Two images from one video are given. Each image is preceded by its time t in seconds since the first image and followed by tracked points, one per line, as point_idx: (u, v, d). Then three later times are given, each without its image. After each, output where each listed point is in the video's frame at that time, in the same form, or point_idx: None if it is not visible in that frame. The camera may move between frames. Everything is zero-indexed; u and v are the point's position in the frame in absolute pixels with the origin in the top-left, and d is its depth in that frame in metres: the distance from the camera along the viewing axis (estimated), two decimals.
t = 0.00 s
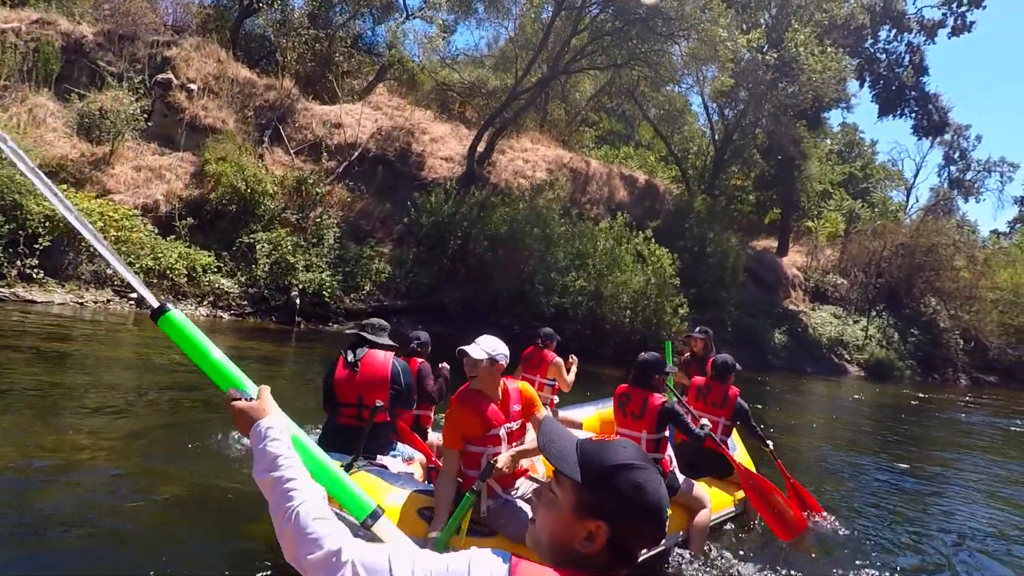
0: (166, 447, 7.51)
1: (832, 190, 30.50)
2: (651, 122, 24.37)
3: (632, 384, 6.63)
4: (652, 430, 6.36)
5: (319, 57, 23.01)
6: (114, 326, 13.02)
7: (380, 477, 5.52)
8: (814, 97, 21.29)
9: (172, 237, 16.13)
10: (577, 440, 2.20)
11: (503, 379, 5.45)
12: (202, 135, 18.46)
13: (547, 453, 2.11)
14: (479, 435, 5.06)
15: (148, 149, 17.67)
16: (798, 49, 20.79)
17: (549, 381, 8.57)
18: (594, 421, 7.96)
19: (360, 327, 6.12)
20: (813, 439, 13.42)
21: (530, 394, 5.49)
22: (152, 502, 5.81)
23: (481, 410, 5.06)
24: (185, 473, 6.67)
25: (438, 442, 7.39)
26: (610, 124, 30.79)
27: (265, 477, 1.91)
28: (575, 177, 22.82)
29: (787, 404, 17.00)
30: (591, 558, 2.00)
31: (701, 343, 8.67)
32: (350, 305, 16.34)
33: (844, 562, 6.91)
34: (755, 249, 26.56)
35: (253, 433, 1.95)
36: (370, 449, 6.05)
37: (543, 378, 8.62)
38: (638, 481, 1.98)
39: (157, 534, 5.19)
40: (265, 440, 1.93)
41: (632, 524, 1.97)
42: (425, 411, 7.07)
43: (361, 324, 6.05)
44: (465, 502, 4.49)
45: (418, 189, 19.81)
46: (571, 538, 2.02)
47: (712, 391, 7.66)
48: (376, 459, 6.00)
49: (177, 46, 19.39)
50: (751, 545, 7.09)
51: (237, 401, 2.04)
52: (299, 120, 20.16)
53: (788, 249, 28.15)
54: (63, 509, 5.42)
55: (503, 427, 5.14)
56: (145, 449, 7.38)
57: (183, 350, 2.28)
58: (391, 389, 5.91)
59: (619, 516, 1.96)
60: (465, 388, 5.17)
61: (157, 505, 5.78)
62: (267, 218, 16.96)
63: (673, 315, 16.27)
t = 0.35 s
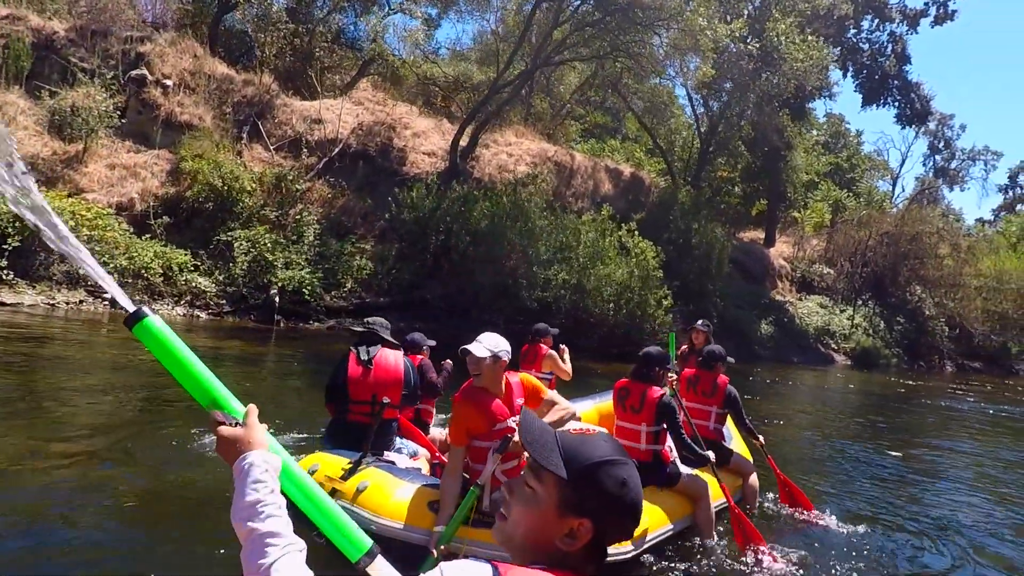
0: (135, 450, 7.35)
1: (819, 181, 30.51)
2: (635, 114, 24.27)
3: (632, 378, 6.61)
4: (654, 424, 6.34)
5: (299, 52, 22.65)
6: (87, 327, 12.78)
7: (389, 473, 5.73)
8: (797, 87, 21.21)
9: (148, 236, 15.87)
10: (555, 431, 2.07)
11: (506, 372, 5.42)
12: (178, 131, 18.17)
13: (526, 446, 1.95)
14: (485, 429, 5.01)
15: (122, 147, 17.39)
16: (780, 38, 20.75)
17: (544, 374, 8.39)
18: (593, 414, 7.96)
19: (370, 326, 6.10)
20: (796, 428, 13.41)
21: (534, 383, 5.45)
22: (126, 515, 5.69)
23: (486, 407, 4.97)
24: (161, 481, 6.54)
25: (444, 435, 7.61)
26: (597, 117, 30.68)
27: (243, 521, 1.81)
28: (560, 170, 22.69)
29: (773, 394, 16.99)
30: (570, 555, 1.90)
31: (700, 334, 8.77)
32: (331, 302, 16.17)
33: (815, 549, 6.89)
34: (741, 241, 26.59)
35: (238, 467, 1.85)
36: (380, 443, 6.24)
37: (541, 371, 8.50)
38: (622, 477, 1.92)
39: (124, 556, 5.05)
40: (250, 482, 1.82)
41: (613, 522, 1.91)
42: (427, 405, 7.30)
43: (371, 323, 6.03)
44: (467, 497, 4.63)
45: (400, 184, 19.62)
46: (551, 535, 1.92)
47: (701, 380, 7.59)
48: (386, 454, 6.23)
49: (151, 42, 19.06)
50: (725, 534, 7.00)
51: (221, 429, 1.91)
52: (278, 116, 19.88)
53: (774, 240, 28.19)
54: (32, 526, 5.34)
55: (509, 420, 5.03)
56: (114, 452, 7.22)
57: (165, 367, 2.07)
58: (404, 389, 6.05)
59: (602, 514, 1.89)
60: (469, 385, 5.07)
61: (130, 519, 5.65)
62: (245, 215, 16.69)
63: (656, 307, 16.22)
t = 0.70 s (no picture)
0: (93, 439, 7.18)
1: (809, 188, 30.57)
2: (626, 114, 24.21)
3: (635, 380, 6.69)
4: (655, 426, 6.47)
5: (288, 41, 22.38)
6: (59, 312, 12.51)
7: (401, 469, 5.62)
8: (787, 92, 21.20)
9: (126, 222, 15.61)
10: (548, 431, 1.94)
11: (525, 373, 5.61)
12: (161, 117, 17.88)
13: (519, 446, 1.80)
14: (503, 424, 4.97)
15: (103, 131, 17.14)
16: (771, 42, 20.77)
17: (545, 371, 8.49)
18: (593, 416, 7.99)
19: (377, 322, 6.11)
20: (776, 433, 13.37)
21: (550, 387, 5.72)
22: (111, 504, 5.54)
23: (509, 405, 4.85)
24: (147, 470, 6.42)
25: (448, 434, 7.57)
26: (590, 117, 30.57)
27: (285, 555, 1.87)
28: (549, 169, 22.59)
29: (755, 399, 16.96)
30: (572, 561, 1.76)
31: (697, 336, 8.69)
32: (312, 295, 15.97)
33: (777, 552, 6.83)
34: (729, 245, 26.60)
35: (286, 496, 1.90)
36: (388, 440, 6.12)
37: (541, 369, 8.53)
38: (620, 474, 1.80)
39: (106, 546, 4.90)
40: (296, 516, 1.89)
41: (614, 521, 1.78)
42: (430, 402, 7.12)
43: (378, 318, 6.04)
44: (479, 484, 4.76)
45: (387, 178, 19.42)
46: (550, 541, 1.77)
47: (692, 383, 7.59)
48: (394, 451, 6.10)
49: (136, 25, 18.74)
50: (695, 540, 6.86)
51: (277, 452, 1.96)
52: (264, 105, 19.60)
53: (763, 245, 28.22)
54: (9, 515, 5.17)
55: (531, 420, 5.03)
56: (82, 442, 7.04)
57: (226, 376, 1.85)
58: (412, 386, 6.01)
59: (603, 515, 1.76)
60: (492, 381, 4.92)
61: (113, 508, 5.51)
62: (226, 204, 16.41)
63: (640, 308, 16.15)
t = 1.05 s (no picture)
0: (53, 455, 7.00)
1: (794, 183, 30.64)
2: (608, 112, 24.14)
3: (635, 378, 6.63)
4: (653, 424, 6.40)
5: (266, 41, 21.96)
6: (29, 321, 12.18)
7: (413, 469, 5.68)
8: (767, 87, 21.20)
9: (98, 228, 15.34)
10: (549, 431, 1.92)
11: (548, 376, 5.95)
12: (135, 121, 17.61)
13: (520, 449, 1.79)
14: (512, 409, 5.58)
15: (75, 135, 16.91)
16: (751, 37, 20.69)
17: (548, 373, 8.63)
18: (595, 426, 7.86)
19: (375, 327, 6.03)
20: (761, 428, 13.30)
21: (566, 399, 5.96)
22: (113, 528, 5.50)
23: (523, 398, 5.52)
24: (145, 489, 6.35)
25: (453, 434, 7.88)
26: (575, 116, 30.45)
27: None
28: (532, 168, 22.49)
29: (741, 394, 16.92)
30: (578, 560, 1.75)
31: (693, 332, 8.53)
32: (290, 299, 15.76)
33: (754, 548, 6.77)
34: (714, 241, 26.61)
35: (334, 530, 1.92)
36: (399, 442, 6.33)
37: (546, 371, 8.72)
38: (623, 470, 1.79)
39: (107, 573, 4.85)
40: (346, 549, 1.91)
41: (619, 520, 1.76)
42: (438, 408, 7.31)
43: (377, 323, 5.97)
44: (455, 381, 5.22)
45: (367, 179, 19.22)
46: (556, 543, 1.76)
47: (687, 380, 7.53)
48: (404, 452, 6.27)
49: (107, 27, 18.44)
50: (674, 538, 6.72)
51: (325, 479, 1.96)
52: (242, 107, 19.33)
53: (749, 241, 28.23)
54: None
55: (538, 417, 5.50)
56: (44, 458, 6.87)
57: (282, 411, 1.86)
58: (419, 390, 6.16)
59: (606, 514, 1.74)
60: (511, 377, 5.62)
61: (112, 531, 5.46)
62: (202, 207, 16.15)
63: (624, 306, 16.08)
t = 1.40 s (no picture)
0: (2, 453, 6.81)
1: (781, 187, 30.75)
2: (596, 113, 24.08)
3: (638, 381, 6.85)
4: (654, 425, 6.62)
5: (251, 35, 21.40)
6: None
7: (420, 464, 5.76)
8: (752, 91, 21.24)
9: (72, 221, 15.09)
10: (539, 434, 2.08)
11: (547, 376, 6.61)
12: (113, 113, 17.37)
13: (508, 453, 1.96)
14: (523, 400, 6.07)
15: (50, 125, 16.65)
16: (737, 40, 20.59)
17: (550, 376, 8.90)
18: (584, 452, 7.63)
19: (379, 329, 6.14)
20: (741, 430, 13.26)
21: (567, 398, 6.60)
22: (87, 526, 5.41)
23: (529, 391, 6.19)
24: (119, 488, 6.29)
25: (457, 434, 7.70)
26: (564, 117, 30.42)
27: None
28: (518, 168, 22.37)
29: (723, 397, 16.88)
30: (567, 556, 1.90)
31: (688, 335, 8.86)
32: (269, 295, 15.57)
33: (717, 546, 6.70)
34: (700, 244, 26.66)
35: None
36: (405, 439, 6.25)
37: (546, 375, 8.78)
38: (609, 468, 1.91)
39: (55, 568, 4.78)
40: None
41: (604, 515, 1.88)
42: (440, 408, 7.10)
43: (378, 324, 6.06)
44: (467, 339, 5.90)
45: (351, 176, 19.02)
46: (544, 538, 1.92)
47: (688, 383, 7.91)
48: (411, 446, 6.26)
49: (86, 17, 18.16)
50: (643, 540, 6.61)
51: None
52: (223, 101, 19.08)
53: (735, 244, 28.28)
54: None
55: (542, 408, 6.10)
56: None
57: (222, 547, 1.97)
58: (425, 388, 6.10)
59: (591, 510, 1.88)
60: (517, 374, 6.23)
61: (87, 530, 5.38)
62: (180, 202, 15.89)
63: (606, 307, 16.02)
